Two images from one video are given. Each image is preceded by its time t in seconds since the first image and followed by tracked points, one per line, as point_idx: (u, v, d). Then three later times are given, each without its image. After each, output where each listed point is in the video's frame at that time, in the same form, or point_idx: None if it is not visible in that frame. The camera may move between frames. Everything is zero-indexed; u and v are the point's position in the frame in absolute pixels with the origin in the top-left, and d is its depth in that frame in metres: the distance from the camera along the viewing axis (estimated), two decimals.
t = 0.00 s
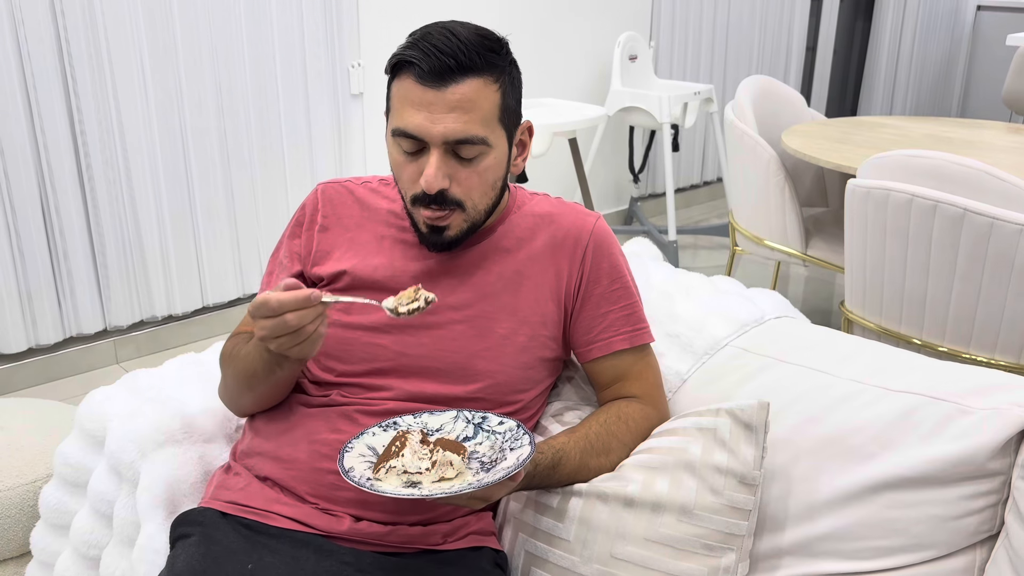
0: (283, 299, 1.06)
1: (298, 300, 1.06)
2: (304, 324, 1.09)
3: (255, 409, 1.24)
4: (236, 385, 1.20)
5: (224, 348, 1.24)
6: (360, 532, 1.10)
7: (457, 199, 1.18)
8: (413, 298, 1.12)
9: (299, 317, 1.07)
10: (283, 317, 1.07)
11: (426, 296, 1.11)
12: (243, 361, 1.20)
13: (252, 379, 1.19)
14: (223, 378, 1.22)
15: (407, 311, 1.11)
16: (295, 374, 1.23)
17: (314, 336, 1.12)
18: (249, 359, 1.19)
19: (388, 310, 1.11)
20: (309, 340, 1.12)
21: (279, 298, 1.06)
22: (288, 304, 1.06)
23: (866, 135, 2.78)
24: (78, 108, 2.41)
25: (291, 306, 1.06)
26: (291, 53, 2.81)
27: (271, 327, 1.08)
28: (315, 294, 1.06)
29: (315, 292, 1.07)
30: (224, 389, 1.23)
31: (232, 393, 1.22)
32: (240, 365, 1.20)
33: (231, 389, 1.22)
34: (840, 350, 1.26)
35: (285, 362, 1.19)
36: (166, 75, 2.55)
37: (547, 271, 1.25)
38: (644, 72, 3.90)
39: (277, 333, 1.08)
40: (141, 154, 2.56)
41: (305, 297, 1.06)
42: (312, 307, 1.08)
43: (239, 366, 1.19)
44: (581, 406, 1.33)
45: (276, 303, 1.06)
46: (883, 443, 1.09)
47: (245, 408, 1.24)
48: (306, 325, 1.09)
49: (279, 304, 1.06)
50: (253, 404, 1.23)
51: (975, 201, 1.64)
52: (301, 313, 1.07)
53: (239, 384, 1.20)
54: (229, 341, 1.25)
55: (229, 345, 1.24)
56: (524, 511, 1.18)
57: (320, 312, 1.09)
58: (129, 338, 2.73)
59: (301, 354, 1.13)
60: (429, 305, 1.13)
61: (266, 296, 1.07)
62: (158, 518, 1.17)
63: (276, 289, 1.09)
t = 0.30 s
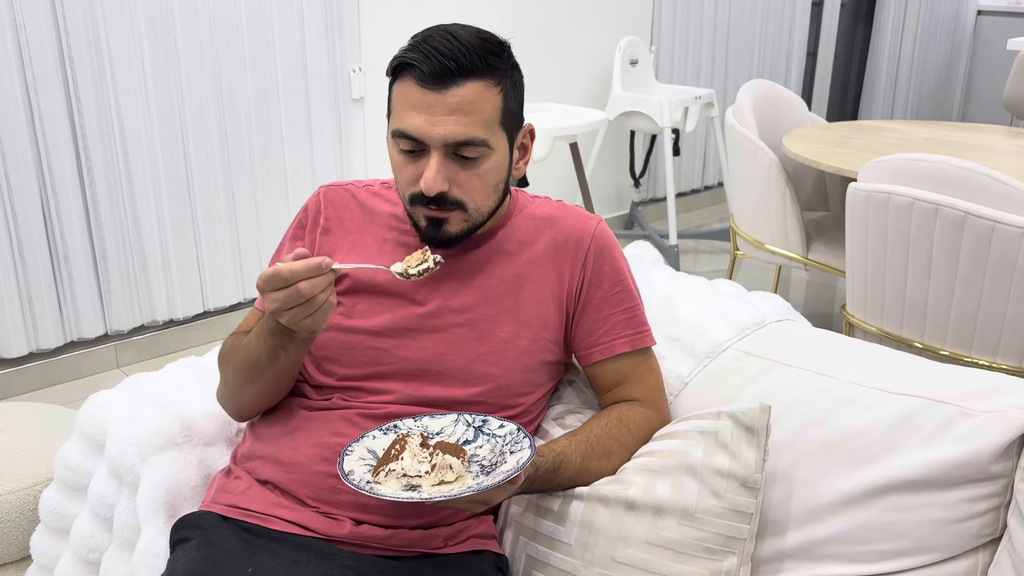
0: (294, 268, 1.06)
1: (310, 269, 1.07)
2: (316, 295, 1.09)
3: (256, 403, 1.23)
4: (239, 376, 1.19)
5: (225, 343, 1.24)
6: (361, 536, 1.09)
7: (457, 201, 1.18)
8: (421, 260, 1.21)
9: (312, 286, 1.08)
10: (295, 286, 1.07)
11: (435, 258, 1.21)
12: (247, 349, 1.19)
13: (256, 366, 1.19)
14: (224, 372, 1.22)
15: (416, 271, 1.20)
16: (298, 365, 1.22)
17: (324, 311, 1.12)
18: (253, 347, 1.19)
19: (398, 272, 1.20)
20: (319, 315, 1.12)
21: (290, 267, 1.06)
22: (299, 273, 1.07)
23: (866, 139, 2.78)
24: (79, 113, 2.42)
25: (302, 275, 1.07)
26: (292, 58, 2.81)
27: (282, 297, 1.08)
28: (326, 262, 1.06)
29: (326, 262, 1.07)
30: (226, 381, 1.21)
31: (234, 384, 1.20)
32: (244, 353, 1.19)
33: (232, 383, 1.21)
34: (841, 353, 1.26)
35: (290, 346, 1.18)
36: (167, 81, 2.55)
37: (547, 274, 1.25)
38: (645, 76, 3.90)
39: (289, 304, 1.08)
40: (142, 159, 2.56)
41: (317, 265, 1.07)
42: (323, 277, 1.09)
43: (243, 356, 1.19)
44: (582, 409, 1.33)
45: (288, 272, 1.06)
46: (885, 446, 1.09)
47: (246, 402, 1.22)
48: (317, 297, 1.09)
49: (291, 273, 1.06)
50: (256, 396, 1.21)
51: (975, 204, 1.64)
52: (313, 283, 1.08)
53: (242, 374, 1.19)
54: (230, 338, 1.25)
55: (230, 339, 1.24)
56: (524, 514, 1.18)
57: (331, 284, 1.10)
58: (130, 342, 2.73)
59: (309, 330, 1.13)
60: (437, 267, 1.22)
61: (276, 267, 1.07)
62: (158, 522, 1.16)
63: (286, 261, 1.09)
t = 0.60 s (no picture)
0: (274, 303, 1.06)
1: (289, 303, 1.06)
2: (296, 329, 1.08)
3: (256, 422, 1.24)
4: (237, 396, 1.20)
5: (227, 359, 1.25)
6: (361, 543, 1.10)
7: (463, 189, 1.17)
8: (407, 308, 1.17)
9: (290, 321, 1.06)
10: (275, 320, 1.06)
11: (421, 308, 1.17)
12: (243, 371, 1.20)
13: (250, 389, 1.19)
14: (224, 389, 1.22)
15: (399, 321, 1.16)
16: (298, 383, 1.22)
17: (308, 342, 1.11)
18: (250, 367, 1.19)
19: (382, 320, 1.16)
20: (302, 346, 1.11)
21: (270, 301, 1.06)
22: (279, 306, 1.06)
23: (866, 145, 2.78)
24: (81, 119, 2.42)
25: (282, 309, 1.06)
26: (294, 64, 2.82)
27: (262, 331, 1.07)
28: (306, 299, 1.05)
29: (307, 298, 1.06)
30: (225, 400, 1.22)
31: (233, 402, 1.21)
32: (240, 375, 1.20)
33: (231, 400, 1.21)
34: (841, 359, 1.26)
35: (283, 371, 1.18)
36: (169, 87, 2.56)
37: (547, 281, 1.25)
38: (645, 82, 3.91)
39: (270, 336, 1.08)
40: (143, 165, 2.57)
41: (296, 299, 1.06)
42: (304, 311, 1.07)
43: (240, 375, 1.19)
44: (582, 416, 1.33)
45: (268, 305, 1.05)
46: (885, 453, 1.09)
47: (246, 421, 1.23)
48: (298, 331, 1.08)
49: (270, 307, 1.05)
50: (254, 417, 1.22)
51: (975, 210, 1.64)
52: (293, 318, 1.06)
53: (239, 395, 1.20)
54: (231, 353, 1.25)
55: (230, 357, 1.24)
56: (525, 521, 1.18)
57: (313, 317, 1.09)
58: (132, 348, 2.74)
59: (296, 360, 1.12)
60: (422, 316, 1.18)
61: (256, 300, 1.07)
62: (158, 529, 1.16)
63: (269, 293, 1.08)
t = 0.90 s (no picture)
0: (266, 299, 1.06)
1: (281, 300, 1.06)
2: (288, 327, 1.08)
3: (257, 424, 1.24)
4: (236, 397, 1.20)
5: (229, 360, 1.25)
6: (362, 547, 1.10)
7: (464, 191, 1.17)
8: (399, 308, 1.18)
9: (282, 316, 1.07)
10: (268, 316, 1.07)
11: (413, 309, 1.18)
12: (242, 372, 1.20)
13: (249, 390, 1.19)
14: (225, 390, 1.22)
15: (391, 320, 1.18)
16: (298, 386, 1.22)
17: (302, 341, 1.11)
18: (249, 368, 1.19)
19: (374, 321, 1.18)
20: (296, 344, 1.11)
21: (263, 297, 1.06)
22: (272, 302, 1.06)
23: (866, 149, 2.79)
24: (82, 125, 2.43)
25: (275, 305, 1.06)
26: (294, 68, 2.83)
27: (255, 327, 1.08)
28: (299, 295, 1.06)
29: (300, 294, 1.06)
30: (225, 402, 1.22)
31: (233, 404, 1.21)
32: (239, 376, 1.20)
33: (231, 403, 1.22)
34: (841, 363, 1.26)
35: (281, 373, 1.18)
36: (170, 92, 2.57)
37: (547, 284, 1.25)
38: (645, 86, 3.91)
39: (263, 333, 1.08)
40: (144, 169, 2.57)
41: (288, 295, 1.06)
42: (297, 308, 1.08)
43: (240, 377, 1.20)
44: (582, 419, 1.33)
45: (260, 302, 1.06)
46: (885, 457, 1.09)
47: (246, 423, 1.23)
48: (290, 329, 1.08)
49: (263, 303, 1.06)
50: (254, 418, 1.22)
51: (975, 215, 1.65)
52: (285, 315, 1.07)
53: (238, 396, 1.20)
54: (233, 355, 1.26)
55: (232, 358, 1.25)
56: (525, 525, 1.18)
57: (306, 316, 1.09)
58: (133, 352, 2.74)
59: (290, 359, 1.12)
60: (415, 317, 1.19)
61: (249, 298, 1.07)
62: (158, 533, 1.16)
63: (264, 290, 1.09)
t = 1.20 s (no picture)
0: (264, 305, 1.06)
1: (279, 306, 1.06)
2: (285, 333, 1.08)
3: (256, 430, 1.24)
4: (236, 403, 1.20)
5: (229, 366, 1.25)
6: (362, 550, 1.10)
7: (463, 199, 1.18)
8: (398, 323, 1.18)
9: (279, 322, 1.07)
10: (265, 322, 1.07)
11: (412, 325, 1.17)
12: (241, 378, 1.20)
13: (248, 396, 1.19)
14: (224, 396, 1.23)
15: (388, 334, 1.17)
16: (298, 392, 1.22)
17: (299, 347, 1.11)
18: (249, 374, 1.19)
19: (371, 333, 1.17)
20: (293, 351, 1.11)
21: (261, 303, 1.07)
22: (271, 308, 1.07)
23: (866, 153, 2.79)
24: (83, 129, 2.44)
25: (274, 311, 1.07)
26: (294, 73, 2.83)
27: (253, 333, 1.08)
28: (297, 302, 1.06)
29: (298, 301, 1.07)
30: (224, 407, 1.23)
31: (232, 410, 1.21)
32: (238, 382, 1.20)
33: (231, 408, 1.22)
34: (840, 367, 1.26)
35: (279, 379, 1.18)
36: (171, 96, 2.58)
37: (548, 288, 1.25)
38: (645, 90, 3.92)
39: (261, 339, 1.08)
40: (144, 173, 2.58)
41: (286, 302, 1.06)
42: (294, 315, 1.08)
43: (239, 383, 1.20)
44: (582, 423, 1.33)
45: (258, 307, 1.06)
46: (884, 460, 1.09)
47: (245, 429, 1.23)
48: (287, 336, 1.09)
49: (261, 309, 1.06)
50: (253, 424, 1.22)
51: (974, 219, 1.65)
52: (283, 321, 1.07)
53: (237, 402, 1.20)
54: (233, 361, 1.26)
55: (232, 364, 1.25)
56: (525, 528, 1.18)
57: (304, 322, 1.09)
58: (133, 355, 2.74)
59: (287, 366, 1.13)
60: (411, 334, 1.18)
61: (248, 303, 1.08)
62: (158, 536, 1.16)
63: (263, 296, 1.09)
